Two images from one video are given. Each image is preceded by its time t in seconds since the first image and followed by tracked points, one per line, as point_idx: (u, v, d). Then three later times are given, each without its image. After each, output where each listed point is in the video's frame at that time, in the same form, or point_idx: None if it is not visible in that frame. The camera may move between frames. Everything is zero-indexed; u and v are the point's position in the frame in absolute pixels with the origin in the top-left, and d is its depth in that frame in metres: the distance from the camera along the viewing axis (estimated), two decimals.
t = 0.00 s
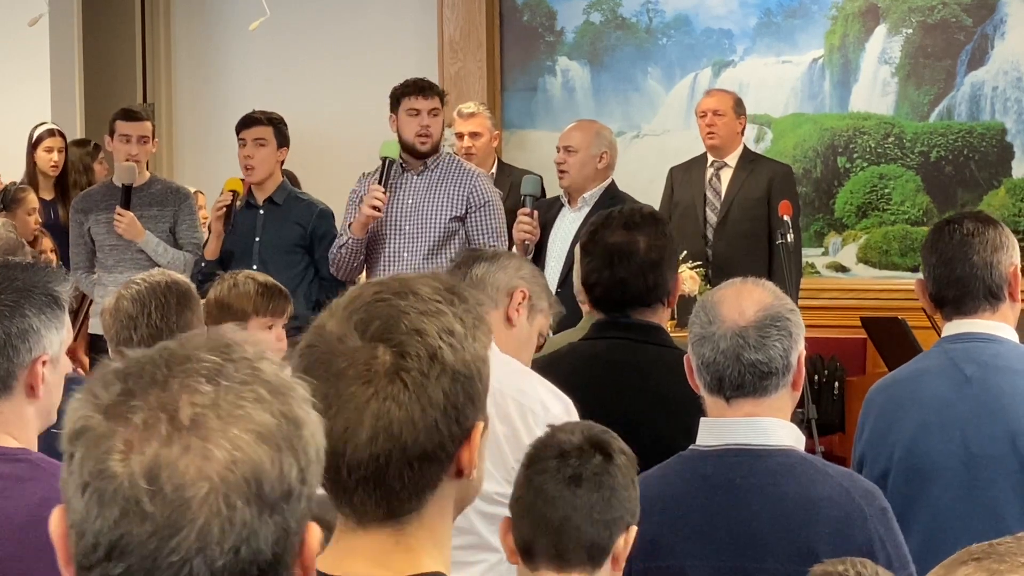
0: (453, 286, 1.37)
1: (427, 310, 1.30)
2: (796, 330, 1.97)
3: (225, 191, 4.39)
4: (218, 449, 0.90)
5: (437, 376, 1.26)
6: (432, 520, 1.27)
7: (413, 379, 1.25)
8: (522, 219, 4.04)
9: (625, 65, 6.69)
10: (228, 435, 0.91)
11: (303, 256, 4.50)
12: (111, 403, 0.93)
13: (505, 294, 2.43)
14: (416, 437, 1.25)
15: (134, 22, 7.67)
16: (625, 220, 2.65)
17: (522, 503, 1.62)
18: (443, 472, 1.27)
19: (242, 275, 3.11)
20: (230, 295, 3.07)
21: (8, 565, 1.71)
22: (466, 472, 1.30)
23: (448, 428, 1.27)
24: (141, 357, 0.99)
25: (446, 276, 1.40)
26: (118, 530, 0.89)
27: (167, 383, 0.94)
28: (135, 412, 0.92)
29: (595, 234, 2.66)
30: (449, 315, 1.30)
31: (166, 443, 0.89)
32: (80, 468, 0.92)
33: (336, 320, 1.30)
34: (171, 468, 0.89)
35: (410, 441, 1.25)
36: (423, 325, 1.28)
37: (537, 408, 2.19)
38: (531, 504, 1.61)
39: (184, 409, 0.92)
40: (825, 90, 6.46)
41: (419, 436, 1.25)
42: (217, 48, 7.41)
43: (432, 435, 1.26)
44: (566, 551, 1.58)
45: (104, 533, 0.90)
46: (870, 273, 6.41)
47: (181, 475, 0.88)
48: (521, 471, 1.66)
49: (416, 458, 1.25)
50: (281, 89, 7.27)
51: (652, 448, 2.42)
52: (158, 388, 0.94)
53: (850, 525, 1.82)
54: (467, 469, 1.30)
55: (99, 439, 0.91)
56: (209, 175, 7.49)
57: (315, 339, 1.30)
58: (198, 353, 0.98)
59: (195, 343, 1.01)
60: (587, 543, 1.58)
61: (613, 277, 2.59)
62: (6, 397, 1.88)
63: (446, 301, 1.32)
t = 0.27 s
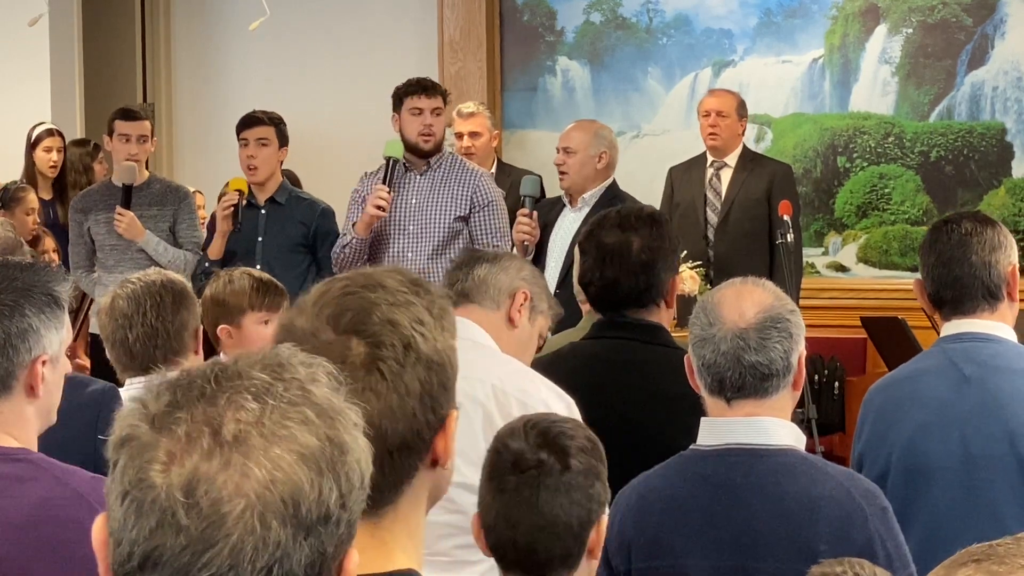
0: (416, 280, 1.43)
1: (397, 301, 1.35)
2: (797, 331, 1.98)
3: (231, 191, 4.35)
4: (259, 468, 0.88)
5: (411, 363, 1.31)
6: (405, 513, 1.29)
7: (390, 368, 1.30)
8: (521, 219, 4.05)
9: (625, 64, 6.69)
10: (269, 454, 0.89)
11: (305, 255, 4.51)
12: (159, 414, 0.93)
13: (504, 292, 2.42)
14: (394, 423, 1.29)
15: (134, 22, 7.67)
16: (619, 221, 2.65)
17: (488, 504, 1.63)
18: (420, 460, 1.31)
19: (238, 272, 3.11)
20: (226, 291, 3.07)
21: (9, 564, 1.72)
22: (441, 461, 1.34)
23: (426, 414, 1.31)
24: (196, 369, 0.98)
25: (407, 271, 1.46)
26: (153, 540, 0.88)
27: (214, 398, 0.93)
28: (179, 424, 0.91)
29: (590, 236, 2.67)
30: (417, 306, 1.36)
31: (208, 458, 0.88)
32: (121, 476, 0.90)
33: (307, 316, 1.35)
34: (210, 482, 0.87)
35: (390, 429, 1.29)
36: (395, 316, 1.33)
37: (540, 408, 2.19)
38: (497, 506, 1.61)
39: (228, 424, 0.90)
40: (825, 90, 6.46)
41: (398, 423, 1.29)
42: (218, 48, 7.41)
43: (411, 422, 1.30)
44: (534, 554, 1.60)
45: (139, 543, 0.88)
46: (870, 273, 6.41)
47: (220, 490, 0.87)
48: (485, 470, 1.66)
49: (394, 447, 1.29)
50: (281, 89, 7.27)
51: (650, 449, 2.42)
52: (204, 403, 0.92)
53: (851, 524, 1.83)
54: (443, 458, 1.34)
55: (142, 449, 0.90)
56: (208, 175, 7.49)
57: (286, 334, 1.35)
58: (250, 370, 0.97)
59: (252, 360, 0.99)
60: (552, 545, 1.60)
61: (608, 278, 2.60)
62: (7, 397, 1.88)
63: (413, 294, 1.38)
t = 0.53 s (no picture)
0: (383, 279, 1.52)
1: (364, 298, 1.44)
2: (797, 330, 1.98)
3: (238, 192, 4.36)
4: (263, 474, 0.88)
5: (377, 358, 1.39)
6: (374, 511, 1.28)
7: (356, 361, 1.38)
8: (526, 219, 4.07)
9: (625, 64, 6.69)
10: (274, 459, 0.89)
11: (309, 255, 4.50)
12: (162, 421, 0.93)
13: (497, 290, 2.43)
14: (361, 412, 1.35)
15: (134, 23, 7.68)
16: (618, 222, 2.65)
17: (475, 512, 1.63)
18: (384, 455, 1.38)
19: (237, 271, 3.11)
20: (224, 290, 3.07)
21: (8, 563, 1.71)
22: (406, 459, 1.40)
23: (390, 409, 1.38)
24: (199, 374, 0.99)
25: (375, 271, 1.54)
26: (159, 549, 0.88)
27: (217, 404, 0.93)
28: (182, 431, 0.91)
29: (590, 236, 2.68)
30: (383, 303, 1.44)
31: (212, 464, 0.88)
32: (125, 485, 0.90)
33: (277, 312, 1.44)
34: (214, 489, 0.87)
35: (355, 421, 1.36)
36: (361, 312, 1.42)
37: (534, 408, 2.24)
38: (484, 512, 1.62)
39: (232, 430, 0.90)
40: (825, 90, 6.46)
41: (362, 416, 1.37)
42: (217, 48, 7.41)
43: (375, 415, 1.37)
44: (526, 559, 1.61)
45: (145, 552, 0.88)
46: (870, 272, 6.41)
47: (225, 497, 0.87)
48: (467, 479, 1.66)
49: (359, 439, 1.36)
50: (281, 89, 7.27)
51: (651, 450, 2.42)
52: (207, 409, 0.93)
53: (851, 522, 1.83)
54: (407, 456, 1.40)
55: (147, 456, 0.91)
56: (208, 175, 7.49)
57: (254, 331, 1.43)
58: (252, 375, 0.97)
59: (249, 365, 1.00)
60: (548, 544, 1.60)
61: (605, 278, 2.60)
62: (6, 397, 1.88)
63: (381, 291, 1.46)
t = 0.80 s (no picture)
0: (354, 285, 1.69)
1: (333, 301, 1.61)
2: (796, 330, 1.98)
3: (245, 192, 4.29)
4: (237, 479, 0.90)
5: (343, 357, 1.55)
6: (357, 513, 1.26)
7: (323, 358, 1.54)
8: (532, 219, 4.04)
9: (626, 65, 6.69)
10: (250, 463, 0.91)
11: (310, 254, 4.51)
12: (146, 423, 0.96)
13: (488, 289, 2.43)
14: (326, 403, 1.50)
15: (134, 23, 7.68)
16: (617, 223, 2.66)
17: (466, 513, 1.63)
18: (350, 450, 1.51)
19: (240, 273, 3.12)
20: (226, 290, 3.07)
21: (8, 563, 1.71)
22: (373, 463, 1.51)
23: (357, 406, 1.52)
24: (187, 378, 1.01)
25: (348, 278, 1.71)
26: (135, 551, 0.90)
27: (196, 407, 0.96)
28: (160, 434, 0.94)
29: (588, 237, 2.68)
30: (353, 307, 1.61)
31: (187, 468, 0.90)
32: (107, 487, 0.93)
33: (250, 310, 1.61)
34: (188, 493, 0.89)
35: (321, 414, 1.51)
36: (331, 314, 1.58)
37: (533, 408, 2.24)
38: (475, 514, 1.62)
39: (209, 435, 0.92)
40: (824, 91, 6.46)
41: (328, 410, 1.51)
42: (217, 49, 7.42)
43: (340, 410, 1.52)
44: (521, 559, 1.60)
45: (123, 553, 0.91)
46: (870, 273, 6.42)
47: (198, 501, 0.89)
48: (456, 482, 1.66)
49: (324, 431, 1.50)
50: (281, 89, 7.27)
51: (651, 450, 2.42)
52: (187, 414, 0.95)
53: (851, 521, 1.83)
54: (374, 462, 1.51)
55: (129, 460, 0.93)
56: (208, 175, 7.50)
57: (228, 328, 1.60)
58: (237, 379, 1.00)
59: (238, 369, 1.02)
60: (534, 542, 1.59)
61: (604, 279, 2.60)
62: (8, 396, 1.88)
63: (352, 296, 1.64)
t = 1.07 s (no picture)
0: (332, 287, 1.68)
1: (311, 302, 1.61)
2: (796, 330, 1.99)
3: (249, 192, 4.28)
4: (208, 491, 0.89)
5: (322, 359, 1.55)
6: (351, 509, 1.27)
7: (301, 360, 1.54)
8: (538, 218, 4.03)
9: (625, 65, 6.69)
10: (224, 474, 0.90)
11: (311, 254, 4.51)
12: (128, 428, 0.96)
13: (481, 290, 2.42)
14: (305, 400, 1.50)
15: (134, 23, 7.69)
16: (616, 223, 2.65)
17: (474, 515, 1.62)
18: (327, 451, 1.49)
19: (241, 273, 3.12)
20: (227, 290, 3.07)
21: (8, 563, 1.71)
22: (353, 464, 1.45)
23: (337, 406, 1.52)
24: (172, 381, 1.00)
25: (327, 280, 1.71)
26: (111, 557, 0.91)
27: (175, 414, 0.95)
28: (137, 441, 0.94)
29: (587, 237, 2.68)
30: (331, 308, 1.61)
31: (162, 476, 0.90)
32: (89, 490, 0.95)
33: (227, 312, 1.61)
34: (161, 502, 0.89)
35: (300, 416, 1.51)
36: (309, 315, 1.58)
37: (530, 410, 2.24)
38: (483, 515, 1.61)
39: (185, 443, 0.92)
40: (824, 90, 6.46)
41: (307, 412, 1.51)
42: (217, 48, 7.42)
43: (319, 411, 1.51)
44: (537, 556, 1.60)
45: (101, 557, 0.92)
46: (870, 273, 6.42)
47: (172, 509, 0.89)
48: (460, 486, 1.66)
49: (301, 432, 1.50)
50: (280, 89, 7.27)
51: (653, 449, 2.42)
52: (165, 421, 0.95)
53: (851, 521, 1.83)
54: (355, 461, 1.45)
55: (109, 465, 0.94)
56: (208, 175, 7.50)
57: (207, 332, 1.60)
58: (218, 386, 0.98)
59: (224, 373, 1.01)
60: (549, 539, 1.59)
61: (603, 279, 2.60)
62: (8, 395, 1.88)
63: (330, 298, 1.64)
